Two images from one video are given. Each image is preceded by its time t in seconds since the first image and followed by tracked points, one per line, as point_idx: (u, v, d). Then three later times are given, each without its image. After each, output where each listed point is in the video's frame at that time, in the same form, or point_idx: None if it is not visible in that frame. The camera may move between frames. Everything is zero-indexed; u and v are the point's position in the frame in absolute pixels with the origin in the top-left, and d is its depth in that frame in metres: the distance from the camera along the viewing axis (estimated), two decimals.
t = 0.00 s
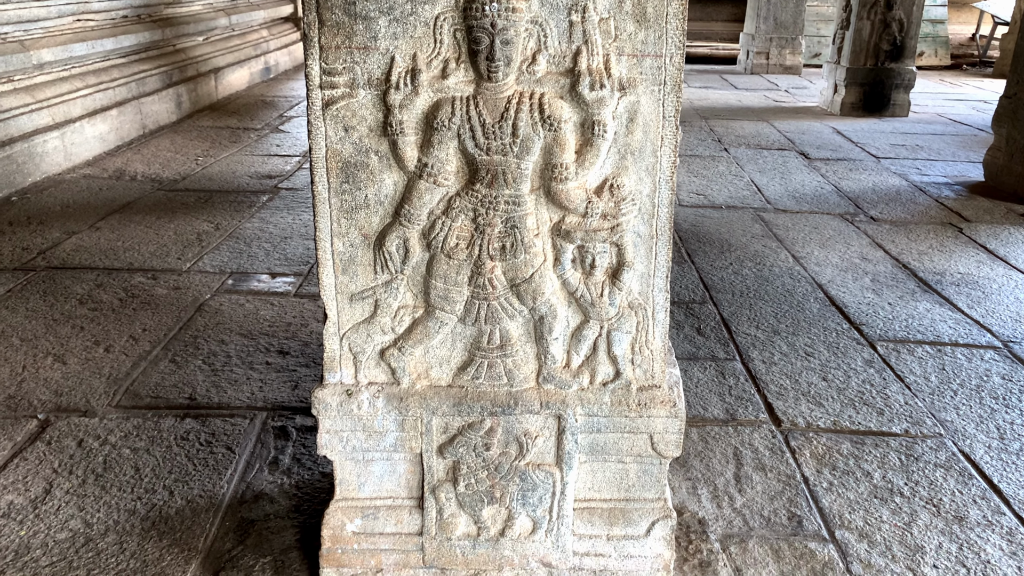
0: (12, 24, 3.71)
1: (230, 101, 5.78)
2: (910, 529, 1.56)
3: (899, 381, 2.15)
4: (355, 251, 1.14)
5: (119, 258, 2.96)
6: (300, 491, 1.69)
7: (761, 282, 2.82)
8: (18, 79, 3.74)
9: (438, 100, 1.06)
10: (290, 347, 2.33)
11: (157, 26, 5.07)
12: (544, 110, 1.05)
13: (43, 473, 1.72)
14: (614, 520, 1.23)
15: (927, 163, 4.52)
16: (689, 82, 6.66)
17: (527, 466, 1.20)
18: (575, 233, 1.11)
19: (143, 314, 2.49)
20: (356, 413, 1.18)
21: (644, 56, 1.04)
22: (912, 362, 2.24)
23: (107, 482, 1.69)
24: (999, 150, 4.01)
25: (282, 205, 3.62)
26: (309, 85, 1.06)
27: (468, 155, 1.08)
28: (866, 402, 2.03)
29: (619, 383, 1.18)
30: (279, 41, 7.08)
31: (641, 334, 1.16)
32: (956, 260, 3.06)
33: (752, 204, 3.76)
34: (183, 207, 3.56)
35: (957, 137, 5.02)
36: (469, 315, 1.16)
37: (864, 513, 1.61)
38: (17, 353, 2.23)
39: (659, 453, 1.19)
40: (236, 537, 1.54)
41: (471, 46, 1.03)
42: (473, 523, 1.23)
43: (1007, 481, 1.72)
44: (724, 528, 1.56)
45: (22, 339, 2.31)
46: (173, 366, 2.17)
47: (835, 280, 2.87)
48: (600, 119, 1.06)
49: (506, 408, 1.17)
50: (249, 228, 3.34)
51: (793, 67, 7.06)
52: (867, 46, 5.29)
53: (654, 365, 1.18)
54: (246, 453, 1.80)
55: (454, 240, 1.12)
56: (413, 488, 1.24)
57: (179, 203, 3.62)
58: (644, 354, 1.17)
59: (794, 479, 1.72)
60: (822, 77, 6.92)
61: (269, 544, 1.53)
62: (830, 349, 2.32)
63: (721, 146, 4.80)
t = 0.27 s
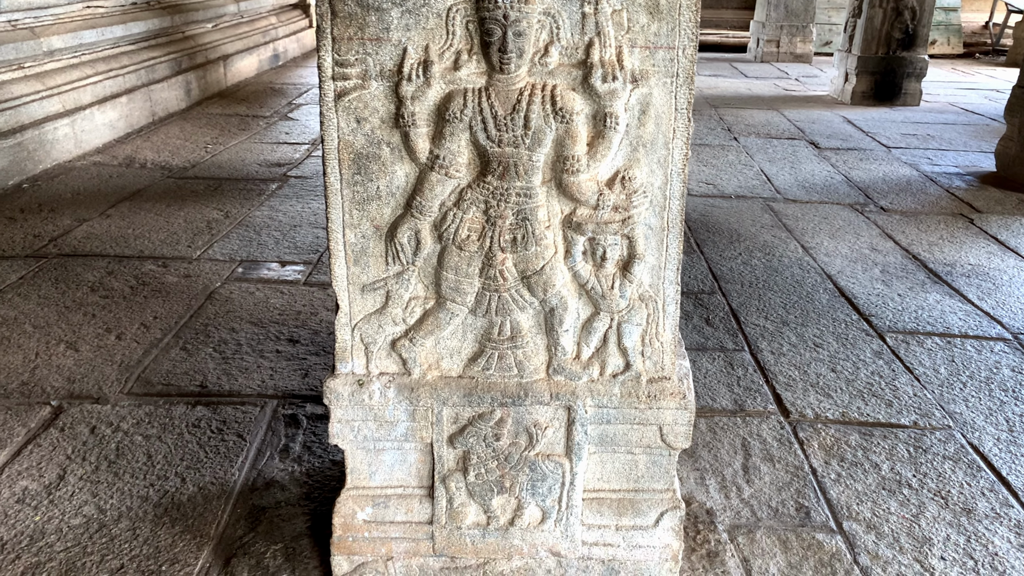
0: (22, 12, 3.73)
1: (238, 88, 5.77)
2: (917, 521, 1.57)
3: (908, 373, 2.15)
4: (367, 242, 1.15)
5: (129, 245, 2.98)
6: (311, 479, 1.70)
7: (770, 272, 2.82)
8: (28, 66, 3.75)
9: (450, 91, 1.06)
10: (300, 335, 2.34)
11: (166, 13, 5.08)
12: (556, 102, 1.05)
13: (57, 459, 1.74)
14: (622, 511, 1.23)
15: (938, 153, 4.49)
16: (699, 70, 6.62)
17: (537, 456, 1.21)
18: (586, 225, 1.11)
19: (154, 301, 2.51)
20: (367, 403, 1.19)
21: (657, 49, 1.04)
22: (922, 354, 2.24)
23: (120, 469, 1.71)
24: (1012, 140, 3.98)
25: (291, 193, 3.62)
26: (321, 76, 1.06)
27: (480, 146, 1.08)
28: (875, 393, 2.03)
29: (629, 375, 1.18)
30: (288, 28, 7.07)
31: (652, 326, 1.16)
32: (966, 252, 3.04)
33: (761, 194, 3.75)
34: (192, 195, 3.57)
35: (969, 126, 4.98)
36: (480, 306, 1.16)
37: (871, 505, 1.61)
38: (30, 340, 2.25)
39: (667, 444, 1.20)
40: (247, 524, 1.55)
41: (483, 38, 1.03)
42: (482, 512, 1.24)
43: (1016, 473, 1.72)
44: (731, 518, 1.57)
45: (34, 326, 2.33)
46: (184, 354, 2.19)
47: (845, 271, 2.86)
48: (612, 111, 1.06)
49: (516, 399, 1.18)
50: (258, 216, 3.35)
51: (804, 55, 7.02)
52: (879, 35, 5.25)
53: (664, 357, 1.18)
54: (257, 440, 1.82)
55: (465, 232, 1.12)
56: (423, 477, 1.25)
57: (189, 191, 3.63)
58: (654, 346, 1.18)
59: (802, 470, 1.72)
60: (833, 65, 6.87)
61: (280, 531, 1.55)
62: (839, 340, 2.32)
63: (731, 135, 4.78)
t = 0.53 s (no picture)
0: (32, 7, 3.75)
1: (247, 82, 5.78)
2: (926, 526, 1.57)
3: (917, 375, 2.15)
4: (381, 250, 1.15)
5: (140, 242, 2.99)
6: (322, 480, 1.71)
7: (779, 272, 2.82)
8: (38, 61, 3.76)
9: (464, 102, 1.07)
10: (311, 334, 2.35)
11: (176, 7, 5.11)
12: (570, 113, 1.06)
13: (71, 459, 1.75)
14: (633, 517, 1.24)
15: (948, 150, 4.47)
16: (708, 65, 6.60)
17: (549, 463, 1.21)
18: (599, 235, 1.12)
19: (165, 299, 2.52)
20: (381, 409, 1.20)
21: (671, 61, 1.04)
22: (931, 356, 2.24)
23: (133, 469, 1.73)
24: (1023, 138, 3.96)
25: (300, 190, 3.63)
26: (336, 87, 1.07)
27: (494, 157, 1.09)
28: (884, 396, 2.03)
29: (640, 383, 1.19)
30: (296, 21, 7.06)
31: (664, 335, 1.17)
32: (976, 252, 3.03)
33: (771, 191, 3.74)
34: (202, 191, 3.58)
35: (980, 123, 4.96)
36: (492, 314, 1.17)
37: (880, 509, 1.62)
38: (43, 338, 2.27)
39: (679, 452, 1.21)
40: (259, 525, 1.57)
41: (498, 50, 1.04)
42: (494, 518, 1.25)
43: None
44: (741, 522, 1.58)
45: (47, 324, 2.35)
46: (195, 353, 2.20)
47: (854, 271, 2.85)
48: (626, 122, 1.06)
49: (528, 406, 1.18)
50: (268, 212, 3.36)
51: (813, 49, 6.98)
52: (890, 30, 5.23)
53: (676, 366, 1.19)
54: (268, 441, 1.83)
55: (479, 242, 1.13)
56: (435, 483, 1.25)
57: (199, 187, 3.64)
58: (666, 355, 1.18)
59: (811, 474, 1.73)
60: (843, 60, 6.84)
61: (292, 532, 1.56)
62: (848, 341, 2.32)
63: (740, 131, 4.76)
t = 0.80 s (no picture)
0: (42, 9, 3.77)
1: (255, 82, 5.79)
2: (934, 537, 1.57)
3: (925, 383, 2.14)
4: (392, 265, 1.16)
5: (149, 245, 3.00)
6: (331, 487, 1.72)
7: (787, 277, 2.82)
8: (48, 62, 3.78)
9: (476, 119, 1.08)
10: (320, 339, 2.36)
11: (184, 8, 5.10)
12: (581, 130, 1.06)
13: (82, 465, 1.76)
14: (642, 530, 1.25)
15: (957, 153, 4.45)
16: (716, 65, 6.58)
17: (558, 476, 1.22)
18: (609, 251, 1.12)
19: (174, 304, 2.53)
20: (391, 422, 1.21)
21: (682, 78, 1.04)
22: (939, 363, 2.23)
23: (144, 475, 1.74)
24: None
25: (308, 192, 3.64)
26: (349, 103, 1.08)
27: (505, 173, 1.09)
28: (892, 404, 2.03)
29: (650, 398, 1.19)
30: (303, 21, 7.07)
31: (674, 349, 1.17)
32: (985, 257, 3.03)
33: (778, 195, 3.73)
34: (210, 193, 3.59)
35: (989, 125, 4.94)
36: (503, 328, 1.17)
37: (889, 520, 1.62)
38: (54, 342, 2.28)
39: (688, 466, 1.21)
40: (269, 533, 1.58)
41: (510, 67, 1.05)
42: (503, 530, 1.25)
43: None
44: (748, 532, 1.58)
45: (57, 329, 2.36)
46: (205, 358, 2.21)
47: (862, 276, 2.85)
48: (637, 139, 1.06)
49: (538, 420, 1.19)
50: (277, 215, 3.37)
51: (821, 49, 6.96)
52: (898, 31, 5.21)
53: (686, 380, 1.19)
54: (278, 447, 1.84)
55: (489, 256, 1.13)
56: (445, 495, 1.26)
57: (207, 189, 3.65)
58: (676, 369, 1.19)
59: (818, 483, 1.73)
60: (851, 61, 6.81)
61: (302, 540, 1.57)
62: (856, 348, 2.32)
63: (747, 133, 4.76)
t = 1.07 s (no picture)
0: (54, 13, 3.84)
1: (264, 85, 5.80)
2: (946, 550, 1.57)
3: (936, 394, 2.14)
4: (406, 278, 1.16)
5: (160, 250, 3.02)
6: (342, 495, 1.73)
7: (797, 285, 2.81)
8: (60, 66, 3.80)
9: (490, 135, 1.09)
10: (330, 346, 2.37)
11: (194, 12, 5.12)
12: (595, 146, 1.07)
13: (95, 472, 1.77)
14: (654, 544, 1.25)
15: (967, 159, 4.44)
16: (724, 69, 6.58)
17: (570, 489, 1.22)
18: (623, 266, 1.12)
19: (185, 309, 2.54)
20: (404, 434, 1.21)
21: (697, 94, 1.04)
22: (950, 373, 2.23)
23: (156, 483, 1.75)
24: None
25: (318, 197, 3.65)
26: (365, 119, 1.09)
27: (519, 188, 1.10)
28: (902, 414, 2.03)
29: (663, 412, 1.19)
30: (312, 24, 7.07)
31: (687, 364, 1.17)
32: (996, 265, 3.01)
33: (788, 201, 3.73)
34: (221, 198, 3.61)
35: (1000, 130, 4.92)
36: (516, 342, 1.17)
37: (900, 532, 1.62)
38: (66, 348, 2.29)
39: (700, 480, 1.21)
40: (281, 541, 1.58)
41: (525, 84, 1.05)
42: (515, 542, 1.26)
43: None
44: (759, 544, 1.58)
45: (69, 334, 2.37)
46: (216, 364, 2.22)
47: (872, 284, 2.84)
48: (651, 155, 1.07)
49: (551, 433, 1.19)
50: (287, 220, 3.38)
51: (830, 53, 6.94)
52: (908, 36, 5.20)
53: (698, 395, 1.20)
54: (289, 455, 1.84)
55: (503, 270, 1.14)
56: (457, 507, 1.26)
57: (218, 193, 3.66)
58: (688, 384, 1.19)
59: (829, 494, 1.73)
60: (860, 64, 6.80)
61: (313, 549, 1.58)
62: (867, 357, 2.31)
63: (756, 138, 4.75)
